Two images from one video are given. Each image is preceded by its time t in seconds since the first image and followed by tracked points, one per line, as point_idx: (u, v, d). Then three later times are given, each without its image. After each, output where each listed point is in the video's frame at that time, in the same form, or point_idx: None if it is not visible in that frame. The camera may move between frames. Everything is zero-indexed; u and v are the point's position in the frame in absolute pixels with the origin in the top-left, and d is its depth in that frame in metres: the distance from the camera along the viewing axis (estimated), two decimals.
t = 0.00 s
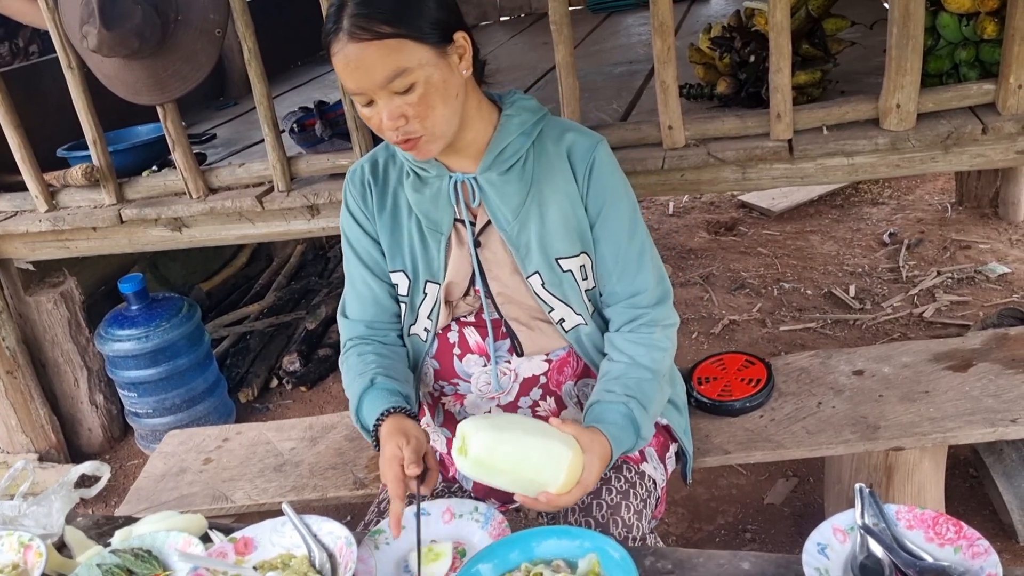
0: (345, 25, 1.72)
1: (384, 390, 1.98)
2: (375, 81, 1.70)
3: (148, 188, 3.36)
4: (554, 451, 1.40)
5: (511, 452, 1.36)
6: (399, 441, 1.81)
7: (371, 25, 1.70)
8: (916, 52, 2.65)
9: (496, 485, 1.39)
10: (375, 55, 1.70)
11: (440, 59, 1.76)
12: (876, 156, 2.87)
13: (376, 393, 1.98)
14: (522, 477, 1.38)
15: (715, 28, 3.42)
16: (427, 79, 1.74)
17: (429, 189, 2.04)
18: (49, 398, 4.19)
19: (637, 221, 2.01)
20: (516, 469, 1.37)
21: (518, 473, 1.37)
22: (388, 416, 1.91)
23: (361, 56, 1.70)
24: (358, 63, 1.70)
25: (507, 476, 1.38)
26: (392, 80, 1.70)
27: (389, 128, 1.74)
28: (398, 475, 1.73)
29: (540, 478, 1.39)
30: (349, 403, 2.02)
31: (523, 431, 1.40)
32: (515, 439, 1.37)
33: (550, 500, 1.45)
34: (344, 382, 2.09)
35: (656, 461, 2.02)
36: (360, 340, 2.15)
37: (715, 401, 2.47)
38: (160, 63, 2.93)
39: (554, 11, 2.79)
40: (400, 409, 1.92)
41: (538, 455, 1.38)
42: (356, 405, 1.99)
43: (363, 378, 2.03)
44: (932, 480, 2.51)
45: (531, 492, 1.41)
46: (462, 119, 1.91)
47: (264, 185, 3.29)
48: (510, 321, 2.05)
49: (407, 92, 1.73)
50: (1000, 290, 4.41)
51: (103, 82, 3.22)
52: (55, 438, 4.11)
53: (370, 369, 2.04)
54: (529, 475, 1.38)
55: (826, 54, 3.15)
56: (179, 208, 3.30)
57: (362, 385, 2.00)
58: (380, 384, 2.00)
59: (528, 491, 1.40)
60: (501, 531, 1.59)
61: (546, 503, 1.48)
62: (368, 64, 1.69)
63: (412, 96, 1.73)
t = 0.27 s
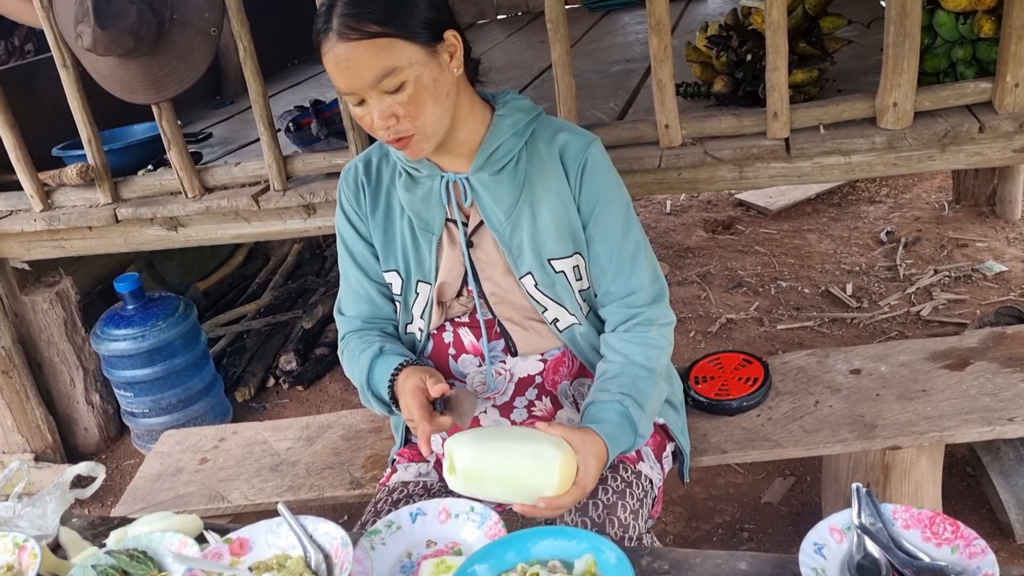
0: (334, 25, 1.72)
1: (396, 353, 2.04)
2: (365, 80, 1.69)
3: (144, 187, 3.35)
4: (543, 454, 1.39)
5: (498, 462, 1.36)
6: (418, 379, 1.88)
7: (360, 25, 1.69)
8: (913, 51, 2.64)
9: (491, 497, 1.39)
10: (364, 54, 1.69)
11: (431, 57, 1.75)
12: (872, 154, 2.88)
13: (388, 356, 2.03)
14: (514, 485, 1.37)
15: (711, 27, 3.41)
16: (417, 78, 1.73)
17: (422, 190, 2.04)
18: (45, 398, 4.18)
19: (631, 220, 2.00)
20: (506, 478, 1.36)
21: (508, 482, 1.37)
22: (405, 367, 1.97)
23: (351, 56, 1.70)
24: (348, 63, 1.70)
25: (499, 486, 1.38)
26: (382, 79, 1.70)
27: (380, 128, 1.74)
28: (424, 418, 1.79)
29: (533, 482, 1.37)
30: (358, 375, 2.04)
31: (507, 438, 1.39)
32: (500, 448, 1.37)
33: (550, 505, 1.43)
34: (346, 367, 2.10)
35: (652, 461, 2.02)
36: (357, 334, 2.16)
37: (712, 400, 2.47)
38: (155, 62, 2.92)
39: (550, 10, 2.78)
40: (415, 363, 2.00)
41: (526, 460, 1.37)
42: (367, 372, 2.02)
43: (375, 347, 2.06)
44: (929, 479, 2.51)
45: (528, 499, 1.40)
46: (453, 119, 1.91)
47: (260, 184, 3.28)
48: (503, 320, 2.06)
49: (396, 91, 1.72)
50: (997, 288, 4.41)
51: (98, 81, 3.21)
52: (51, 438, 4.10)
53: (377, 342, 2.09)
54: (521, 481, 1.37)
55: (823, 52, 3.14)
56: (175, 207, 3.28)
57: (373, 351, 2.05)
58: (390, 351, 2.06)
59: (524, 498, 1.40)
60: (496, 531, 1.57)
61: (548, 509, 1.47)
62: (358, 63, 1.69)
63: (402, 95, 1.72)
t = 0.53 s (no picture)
0: (334, 21, 1.71)
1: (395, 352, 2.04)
2: (364, 76, 1.69)
3: (143, 185, 3.35)
4: (541, 430, 1.39)
5: (496, 437, 1.37)
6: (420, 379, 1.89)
7: (360, 21, 1.69)
8: (913, 49, 2.64)
9: (490, 473, 1.39)
10: (364, 50, 1.69)
11: (431, 53, 1.75)
12: (872, 152, 2.88)
13: (387, 355, 2.02)
14: (512, 461, 1.38)
15: (711, 25, 3.41)
16: (417, 74, 1.73)
17: (420, 187, 2.04)
18: (44, 397, 4.17)
19: (631, 219, 2.00)
20: (504, 454, 1.37)
21: (506, 458, 1.37)
22: (404, 366, 1.97)
23: (351, 51, 1.69)
24: (348, 58, 1.70)
25: (497, 462, 1.38)
26: (381, 75, 1.69)
27: (380, 124, 1.74)
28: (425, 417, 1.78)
29: (532, 458, 1.37)
30: (357, 373, 2.03)
31: (505, 414, 1.40)
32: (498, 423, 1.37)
33: (549, 482, 1.44)
34: (345, 363, 2.10)
35: (652, 459, 2.02)
36: (355, 330, 2.16)
37: (712, 398, 2.47)
38: (155, 60, 2.91)
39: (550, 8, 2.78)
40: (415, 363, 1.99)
41: (524, 436, 1.37)
42: (366, 370, 2.01)
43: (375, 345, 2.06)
44: (929, 477, 2.51)
45: (527, 476, 1.40)
46: (453, 116, 1.90)
47: (260, 182, 3.28)
48: (502, 318, 2.06)
49: (396, 87, 1.71)
50: (996, 286, 4.42)
51: (97, 79, 3.20)
52: (50, 436, 4.10)
53: (375, 340, 2.09)
54: (521, 457, 1.37)
55: (823, 50, 3.14)
56: (174, 205, 3.28)
57: (373, 349, 2.04)
58: (389, 349, 2.05)
59: (525, 474, 1.40)
60: (497, 530, 1.56)
61: (547, 487, 1.47)
62: (358, 59, 1.69)
63: (402, 91, 1.72)
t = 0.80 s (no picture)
0: (335, 21, 1.72)
1: (388, 375, 2.00)
2: (367, 75, 1.69)
3: (143, 184, 3.35)
4: (518, 419, 1.41)
5: (473, 429, 1.39)
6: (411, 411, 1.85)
7: (361, 20, 1.69)
8: (912, 48, 2.65)
9: (472, 467, 1.42)
10: (367, 48, 1.69)
11: (433, 52, 1.75)
12: (872, 151, 2.88)
13: (380, 378, 1.99)
14: (492, 452, 1.40)
15: (711, 23, 3.41)
16: (420, 72, 1.73)
17: (423, 186, 2.04)
18: (44, 396, 4.17)
19: (630, 219, 2.00)
20: (482, 445, 1.39)
21: (485, 449, 1.39)
22: (396, 391, 1.93)
23: (354, 51, 1.70)
24: (350, 58, 1.70)
25: (476, 454, 1.40)
26: (384, 73, 1.70)
27: (383, 123, 1.74)
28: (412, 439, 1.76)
29: (511, 447, 1.39)
30: (352, 391, 2.02)
31: (483, 406, 1.42)
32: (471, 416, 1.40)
33: (532, 470, 1.45)
34: (344, 373, 2.09)
35: (652, 458, 2.02)
36: (357, 334, 2.15)
37: (712, 397, 2.47)
38: (154, 59, 2.92)
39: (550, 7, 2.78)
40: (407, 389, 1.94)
41: (499, 426, 1.39)
42: (360, 391, 2.00)
43: (368, 367, 2.03)
44: (928, 476, 2.51)
45: (509, 465, 1.42)
46: (455, 115, 1.91)
47: (260, 182, 3.28)
48: (503, 318, 2.07)
49: (399, 86, 1.72)
50: (995, 285, 4.42)
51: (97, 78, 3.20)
52: (50, 435, 4.10)
53: (372, 358, 2.05)
54: (500, 447, 1.39)
55: (822, 49, 3.14)
56: (174, 204, 3.28)
57: (365, 371, 2.02)
58: (382, 370, 2.01)
59: (506, 464, 1.41)
60: (496, 528, 1.56)
61: (531, 476, 1.48)
62: (360, 58, 1.69)
63: (405, 89, 1.72)
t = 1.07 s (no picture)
0: (334, 20, 1.72)
1: (375, 388, 1.98)
2: (367, 74, 1.69)
3: (141, 183, 3.35)
4: (509, 454, 1.41)
5: (465, 468, 1.37)
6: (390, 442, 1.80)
7: (361, 19, 1.69)
8: (911, 48, 2.65)
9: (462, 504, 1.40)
10: (367, 48, 1.69)
11: (434, 52, 1.75)
12: (871, 150, 2.88)
13: (367, 392, 1.98)
14: (484, 489, 1.39)
15: (710, 23, 3.41)
16: (420, 72, 1.73)
17: (420, 185, 2.04)
18: (43, 395, 4.17)
19: (623, 222, 2.00)
20: (475, 483, 1.38)
21: (478, 486, 1.38)
22: (381, 413, 1.91)
23: (354, 50, 1.70)
24: (350, 57, 1.70)
25: (468, 493, 1.38)
26: (384, 73, 1.70)
27: (382, 122, 1.74)
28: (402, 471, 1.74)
29: (502, 482, 1.39)
30: (344, 400, 2.03)
31: (470, 441, 1.41)
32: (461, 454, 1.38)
33: (522, 503, 1.45)
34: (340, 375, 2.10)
35: (651, 457, 2.03)
36: (355, 333, 2.16)
37: (711, 396, 2.47)
38: (153, 58, 2.91)
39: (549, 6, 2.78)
40: (392, 409, 1.92)
41: (492, 463, 1.39)
42: (349, 402, 2.00)
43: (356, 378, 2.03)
44: (927, 475, 2.51)
45: (500, 501, 1.42)
46: (454, 115, 1.90)
47: (258, 181, 3.28)
48: (500, 319, 2.07)
49: (399, 85, 1.72)
50: (994, 284, 4.43)
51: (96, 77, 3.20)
52: (49, 434, 4.10)
53: (362, 368, 2.05)
54: (491, 483, 1.39)
55: (821, 48, 3.15)
56: (173, 203, 3.27)
57: (354, 383, 2.01)
58: (370, 382, 2.00)
59: (497, 499, 1.41)
60: (496, 528, 1.59)
61: (521, 510, 1.48)
62: (360, 57, 1.69)
63: (405, 89, 1.72)
